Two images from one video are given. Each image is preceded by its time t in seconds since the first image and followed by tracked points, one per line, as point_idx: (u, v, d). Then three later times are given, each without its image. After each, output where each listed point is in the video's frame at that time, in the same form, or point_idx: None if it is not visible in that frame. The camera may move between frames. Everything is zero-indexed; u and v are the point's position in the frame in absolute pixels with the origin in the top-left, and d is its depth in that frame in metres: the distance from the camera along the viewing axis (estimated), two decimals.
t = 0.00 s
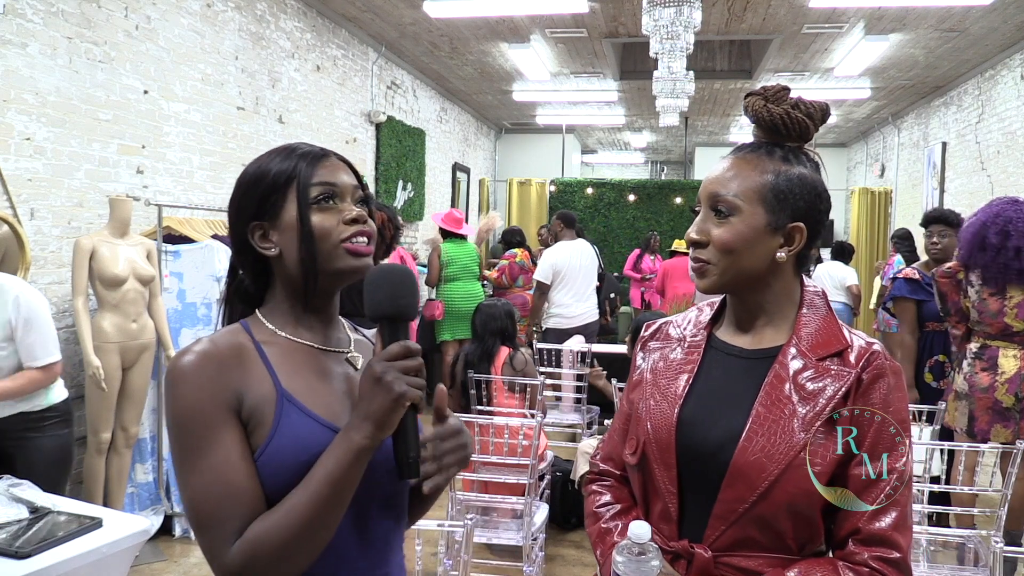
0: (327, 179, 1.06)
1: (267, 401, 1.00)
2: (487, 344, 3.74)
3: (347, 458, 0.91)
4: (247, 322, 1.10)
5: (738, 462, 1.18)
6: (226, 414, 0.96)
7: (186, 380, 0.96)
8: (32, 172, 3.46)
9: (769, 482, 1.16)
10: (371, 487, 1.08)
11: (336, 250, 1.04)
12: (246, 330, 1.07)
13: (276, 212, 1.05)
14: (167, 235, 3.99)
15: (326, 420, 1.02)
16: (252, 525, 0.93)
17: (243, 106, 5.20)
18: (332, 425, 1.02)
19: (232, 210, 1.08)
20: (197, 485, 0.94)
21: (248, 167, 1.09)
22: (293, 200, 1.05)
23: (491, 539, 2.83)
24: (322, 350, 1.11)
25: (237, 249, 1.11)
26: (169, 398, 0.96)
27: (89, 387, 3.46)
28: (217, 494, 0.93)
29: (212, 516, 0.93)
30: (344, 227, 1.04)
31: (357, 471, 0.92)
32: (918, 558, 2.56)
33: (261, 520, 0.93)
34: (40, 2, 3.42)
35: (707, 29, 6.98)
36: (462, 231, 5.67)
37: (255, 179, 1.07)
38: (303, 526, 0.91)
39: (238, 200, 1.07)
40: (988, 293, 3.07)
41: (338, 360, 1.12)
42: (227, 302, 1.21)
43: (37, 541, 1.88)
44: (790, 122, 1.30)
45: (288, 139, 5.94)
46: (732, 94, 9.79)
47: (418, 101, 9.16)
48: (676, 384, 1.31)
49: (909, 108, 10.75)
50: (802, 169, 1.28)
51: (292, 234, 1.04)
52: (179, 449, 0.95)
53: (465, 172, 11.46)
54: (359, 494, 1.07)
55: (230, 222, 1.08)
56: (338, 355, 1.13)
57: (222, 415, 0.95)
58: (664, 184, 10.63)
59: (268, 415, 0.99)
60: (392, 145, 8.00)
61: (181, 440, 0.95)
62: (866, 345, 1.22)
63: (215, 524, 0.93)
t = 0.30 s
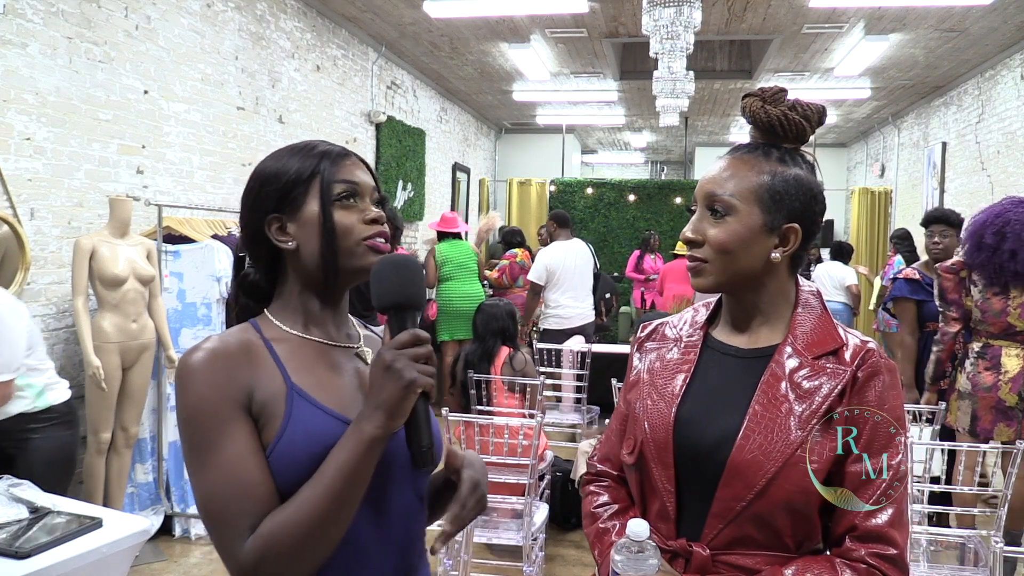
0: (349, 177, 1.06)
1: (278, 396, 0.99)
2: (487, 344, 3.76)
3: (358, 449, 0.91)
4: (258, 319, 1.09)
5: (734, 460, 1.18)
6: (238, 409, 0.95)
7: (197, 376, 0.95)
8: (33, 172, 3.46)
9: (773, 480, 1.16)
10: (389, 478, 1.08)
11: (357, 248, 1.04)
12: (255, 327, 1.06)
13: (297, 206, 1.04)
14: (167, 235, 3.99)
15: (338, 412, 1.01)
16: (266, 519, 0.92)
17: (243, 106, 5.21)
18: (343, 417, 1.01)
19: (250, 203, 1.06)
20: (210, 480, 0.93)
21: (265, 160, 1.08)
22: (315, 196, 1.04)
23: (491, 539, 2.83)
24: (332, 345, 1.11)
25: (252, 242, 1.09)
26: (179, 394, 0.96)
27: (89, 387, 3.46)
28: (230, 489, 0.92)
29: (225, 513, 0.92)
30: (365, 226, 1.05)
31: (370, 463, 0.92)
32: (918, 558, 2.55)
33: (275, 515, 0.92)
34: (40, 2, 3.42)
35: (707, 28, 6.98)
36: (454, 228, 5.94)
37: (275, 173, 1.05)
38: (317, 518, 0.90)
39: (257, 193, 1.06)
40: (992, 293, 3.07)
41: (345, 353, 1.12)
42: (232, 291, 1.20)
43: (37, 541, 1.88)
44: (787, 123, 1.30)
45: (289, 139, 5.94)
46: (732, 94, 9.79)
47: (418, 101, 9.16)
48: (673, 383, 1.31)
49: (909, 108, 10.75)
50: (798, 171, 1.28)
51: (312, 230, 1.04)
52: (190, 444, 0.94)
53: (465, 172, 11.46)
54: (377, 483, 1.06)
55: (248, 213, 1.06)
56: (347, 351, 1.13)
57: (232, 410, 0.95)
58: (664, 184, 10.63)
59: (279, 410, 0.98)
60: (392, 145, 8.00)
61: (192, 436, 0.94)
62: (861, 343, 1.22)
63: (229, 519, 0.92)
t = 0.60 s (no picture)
0: (364, 180, 1.05)
1: (297, 398, 0.97)
2: (486, 344, 3.75)
3: (385, 449, 0.91)
4: (263, 323, 1.06)
5: (733, 459, 1.18)
6: (259, 414, 0.93)
7: (215, 382, 0.93)
8: (33, 172, 3.46)
9: (781, 481, 1.15)
10: (418, 476, 1.08)
11: (374, 251, 1.04)
12: (262, 331, 1.04)
13: (313, 209, 1.01)
14: (167, 235, 3.99)
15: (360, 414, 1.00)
16: (297, 525, 0.91)
17: (243, 106, 5.21)
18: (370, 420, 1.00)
19: (259, 205, 1.02)
20: (233, 488, 0.91)
21: (272, 160, 1.03)
22: (333, 199, 1.02)
23: (491, 539, 2.83)
24: (345, 346, 1.09)
25: (257, 244, 1.04)
26: (195, 400, 0.93)
27: (89, 388, 3.46)
28: (255, 495, 0.90)
29: (252, 521, 0.90)
30: (381, 230, 1.04)
31: (396, 467, 0.92)
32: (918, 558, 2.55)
33: (303, 521, 0.91)
34: (40, 2, 3.42)
35: (707, 29, 6.98)
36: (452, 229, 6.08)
37: (288, 174, 1.01)
38: (348, 522, 0.89)
39: (267, 194, 1.01)
40: (986, 292, 3.07)
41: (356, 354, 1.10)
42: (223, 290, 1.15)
43: (36, 541, 1.88)
44: (788, 124, 1.30)
45: (289, 139, 5.94)
46: (732, 94, 9.79)
47: (418, 101, 9.16)
48: (673, 382, 1.31)
49: (909, 108, 10.75)
50: (798, 171, 1.28)
51: (331, 233, 1.02)
52: (209, 452, 0.92)
53: (465, 171, 11.46)
54: (402, 481, 1.06)
55: (258, 213, 1.02)
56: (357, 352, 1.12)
57: (252, 416, 0.93)
58: (664, 184, 10.64)
59: (299, 414, 0.97)
60: (392, 145, 8.00)
61: (211, 443, 0.92)
62: (861, 342, 1.22)
63: (256, 526, 0.90)
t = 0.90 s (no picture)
0: (383, 183, 1.05)
1: (297, 401, 0.97)
2: (488, 346, 3.73)
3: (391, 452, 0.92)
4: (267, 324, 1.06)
5: (734, 458, 1.18)
6: (262, 417, 0.93)
7: (218, 384, 0.92)
8: (33, 172, 3.46)
9: (781, 481, 1.15)
10: (424, 481, 1.09)
11: (388, 255, 1.05)
12: (268, 332, 1.03)
13: (332, 209, 1.00)
14: (167, 235, 3.99)
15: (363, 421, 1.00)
16: (298, 530, 0.90)
17: (243, 106, 5.21)
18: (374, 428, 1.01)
19: (276, 203, 1.00)
20: (234, 490, 0.90)
21: (290, 157, 1.01)
22: (353, 201, 1.02)
23: (491, 539, 2.83)
24: (353, 349, 1.09)
25: (269, 241, 1.02)
26: (196, 401, 0.93)
27: (89, 388, 3.46)
28: (257, 499, 0.89)
29: (250, 526, 0.89)
30: (396, 234, 1.05)
31: (403, 472, 0.92)
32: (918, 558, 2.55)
33: (305, 526, 0.90)
34: (40, 2, 3.42)
35: (707, 28, 6.98)
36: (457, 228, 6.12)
37: (307, 172, 1.00)
38: (353, 527, 0.89)
39: (284, 192, 1.00)
40: (986, 292, 3.07)
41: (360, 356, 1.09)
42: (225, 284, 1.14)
43: (36, 542, 1.88)
44: (789, 126, 1.30)
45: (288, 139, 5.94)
46: (732, 94, 9.79)
47: (418, 101, 9.16)
48: (675, 381, 1.31)
49: (909, 108, 10.75)
50: (799, 172, 1.28)
51: (349, 236, 1.02)
52: (210, 454, 0.91)
53: (465, 172, 11.46)
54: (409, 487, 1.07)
55: (274, 210, 1.01)
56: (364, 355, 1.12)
57: (254, 419, 0.92)
58: (664, 184, 10.63)
59: (301, 417, 0.97)
60: (392, 145, 8.01)
61: (213, 445, 0.91)
62: (861, 342, 1.22)
63: (257, 530, 0.89)
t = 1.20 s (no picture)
0: (403, 192, 1.06)
1: (305, 402, 0.97)
2: (489, 347, 3.74)
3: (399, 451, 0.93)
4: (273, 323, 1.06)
5: (738, 456, 1.18)
6: (268, 415, 0.93)
7: (224, 381, 0.93)
8: (33, 172, 3.46)
9: (780, 480, 1.15)
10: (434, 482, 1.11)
11: (399, 264, 1.05)
12: (275, 330, 1.03)
13: (351, 215, 1.01)
14: (167, 235, 3.99)
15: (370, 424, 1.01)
16: (305, 530, 0.90)
17: (243, 106, 5.21)
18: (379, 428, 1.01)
19: (296, 200, 1.00)
20: (240, 488, 0.90)
21: (316, 156, 1.01)
22: (372, 209, 1.02)
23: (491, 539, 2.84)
24: (359, 349, 1.10)
25: (284, 239, 1.02)
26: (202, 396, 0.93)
27: (89, 388, 3.46)
28: (263, 498, 0.90)
29: (258, 526, 0.89)
30: (409, 243, 1.06)
31: (414, 472, 0.93)
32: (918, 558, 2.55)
33: (313, 526, 0.91)
34: (40, 2, 3.42)
35: (707, 29, 6.99)
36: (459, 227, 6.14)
37: (330, 176, 1.00)
38: (360, 527, 0.90)
39: (305, 192, 1.00)
40: (990, 292, 3.07)
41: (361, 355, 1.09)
42: (232, 267, 1.14)
43: (36, 541, 1.88)
44: (788, 126, 1.31)
45: (289, 139, 5.94)
46: (732, 94, 9.79)
47: (418, 101, 9.16)
48: (677, 379, 1.31)
49: (909, 108, 10.76)
50: (801, 170, 1.29)
51: (364, 242, 1.02)
52: (216, 451, 0.91)
53: (465, 171, 11.47)
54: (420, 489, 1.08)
55: (294, 208, 1.01)
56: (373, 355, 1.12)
57: (261, 417, 0.92)
58: (664, 184, 10.64)
59: (309, 418, 0.97)
60: (392, 145, 8.01)
61: (220, 441, 0.91)
62: (862, 341, 1.22)
63: (264, 529, 0.89)
